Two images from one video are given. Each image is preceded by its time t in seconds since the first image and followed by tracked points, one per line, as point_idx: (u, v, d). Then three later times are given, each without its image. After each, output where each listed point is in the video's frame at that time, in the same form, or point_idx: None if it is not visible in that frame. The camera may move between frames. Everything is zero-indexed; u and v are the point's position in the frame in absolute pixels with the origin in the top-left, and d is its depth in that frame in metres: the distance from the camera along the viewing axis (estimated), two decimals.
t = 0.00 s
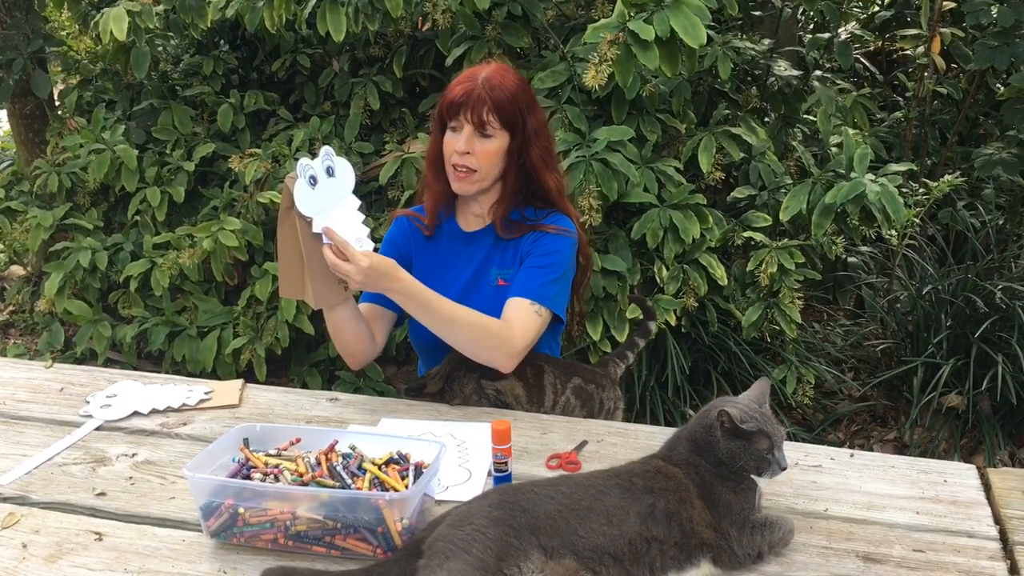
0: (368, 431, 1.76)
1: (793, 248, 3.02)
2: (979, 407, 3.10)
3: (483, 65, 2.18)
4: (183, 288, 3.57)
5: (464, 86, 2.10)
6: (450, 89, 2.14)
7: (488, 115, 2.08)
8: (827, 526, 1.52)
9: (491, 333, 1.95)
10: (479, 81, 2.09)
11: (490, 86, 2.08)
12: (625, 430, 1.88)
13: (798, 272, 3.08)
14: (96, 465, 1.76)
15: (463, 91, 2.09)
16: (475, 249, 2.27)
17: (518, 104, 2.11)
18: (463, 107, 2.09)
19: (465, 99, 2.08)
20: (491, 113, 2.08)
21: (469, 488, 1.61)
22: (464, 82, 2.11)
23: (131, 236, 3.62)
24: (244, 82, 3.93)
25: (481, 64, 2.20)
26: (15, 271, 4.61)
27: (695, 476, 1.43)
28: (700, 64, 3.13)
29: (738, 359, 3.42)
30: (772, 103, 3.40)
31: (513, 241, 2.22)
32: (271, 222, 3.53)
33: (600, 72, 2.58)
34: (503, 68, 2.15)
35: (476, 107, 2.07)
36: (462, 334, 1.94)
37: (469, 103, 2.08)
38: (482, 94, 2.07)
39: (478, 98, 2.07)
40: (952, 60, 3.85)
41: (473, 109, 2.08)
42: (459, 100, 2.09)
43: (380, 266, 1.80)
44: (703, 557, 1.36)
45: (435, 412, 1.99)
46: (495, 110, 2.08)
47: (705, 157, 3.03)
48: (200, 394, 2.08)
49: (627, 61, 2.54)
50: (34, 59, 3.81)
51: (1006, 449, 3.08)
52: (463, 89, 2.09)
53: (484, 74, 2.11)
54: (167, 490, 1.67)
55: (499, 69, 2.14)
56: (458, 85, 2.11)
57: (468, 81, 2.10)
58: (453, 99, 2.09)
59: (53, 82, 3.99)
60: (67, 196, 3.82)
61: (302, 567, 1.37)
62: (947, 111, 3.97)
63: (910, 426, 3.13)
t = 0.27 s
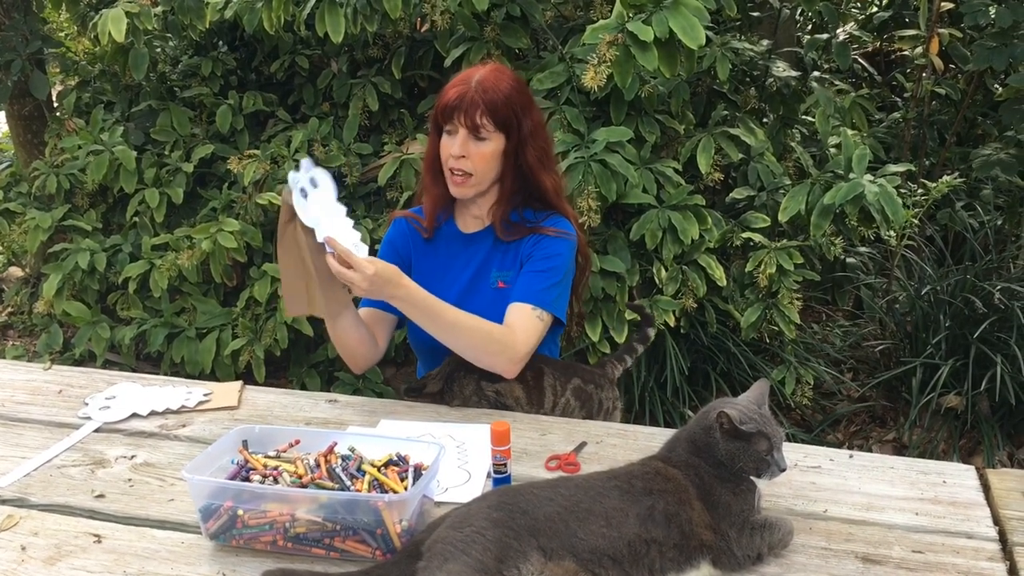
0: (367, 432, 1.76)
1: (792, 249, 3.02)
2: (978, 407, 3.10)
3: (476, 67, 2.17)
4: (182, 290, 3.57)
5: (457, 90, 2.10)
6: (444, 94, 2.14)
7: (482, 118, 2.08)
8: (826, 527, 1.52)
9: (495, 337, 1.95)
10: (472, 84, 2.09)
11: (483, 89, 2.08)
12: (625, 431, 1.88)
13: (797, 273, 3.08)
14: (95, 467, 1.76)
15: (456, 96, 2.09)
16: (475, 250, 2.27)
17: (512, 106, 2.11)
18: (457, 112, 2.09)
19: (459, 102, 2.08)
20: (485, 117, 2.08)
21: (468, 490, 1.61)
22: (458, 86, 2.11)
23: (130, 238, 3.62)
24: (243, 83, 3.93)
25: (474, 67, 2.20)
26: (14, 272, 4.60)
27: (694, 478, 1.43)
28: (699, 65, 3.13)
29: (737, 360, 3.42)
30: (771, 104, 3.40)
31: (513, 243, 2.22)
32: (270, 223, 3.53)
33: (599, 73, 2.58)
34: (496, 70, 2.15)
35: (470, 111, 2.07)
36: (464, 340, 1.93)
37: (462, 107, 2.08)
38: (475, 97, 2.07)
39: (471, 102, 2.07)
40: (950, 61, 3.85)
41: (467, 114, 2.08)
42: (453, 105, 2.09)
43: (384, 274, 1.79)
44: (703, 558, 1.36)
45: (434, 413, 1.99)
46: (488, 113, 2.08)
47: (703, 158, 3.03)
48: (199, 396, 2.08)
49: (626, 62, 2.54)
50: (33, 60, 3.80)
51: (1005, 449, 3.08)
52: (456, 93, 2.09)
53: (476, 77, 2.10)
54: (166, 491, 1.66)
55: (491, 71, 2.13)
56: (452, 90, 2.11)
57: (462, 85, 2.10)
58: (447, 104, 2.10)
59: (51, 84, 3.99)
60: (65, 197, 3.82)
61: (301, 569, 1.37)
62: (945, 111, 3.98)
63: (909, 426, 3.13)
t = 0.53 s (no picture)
0: (365, 433, 1.76)
1: (790, 249, 3.02)
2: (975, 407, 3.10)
3: (454, 74, 2.12)
4: (180, 290, 3.57)
5: (443, 105, 2.05)
6: (429, 108, 2.09)
7: (474, 130, 2.05)
8: (824, 527, 1.52)
9: (558, 361, 2.00)
10: (457, 96, 2.04)
11: (472, 101, 2.04)
12: (623, 431, 1.88)
13: (795, 273, 3.08)
14: (93, 468, 1.76)
15: (444, 110, 2.04)
16: (473, 251, 2.26)
17: (500, 110, 2.09)
18: (447, 127, 2.05)
19: (449, 117, 2.04)
20: (477, 127, 2.05)
21: (466, 491, 1.61)
22: (443, 100, 2.06)
23: (127, 238, 3.62)
24: (241, 83, 3.92)
25: (451, 73, 2.14)
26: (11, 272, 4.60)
27: (693, 478, 1.43)
28: (696, 65, 3.13)
29: (735, 360, 3.43)
30: (769, 104, 3.40)
31: (514, 246, 2.22)
32: (267, 223, 3.53)
33: (597, 73, 2.57)
34: (476, 75, 2.10)
35: (462, 125, 2.04)
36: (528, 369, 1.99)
37: (453, 122, 2.04)
38: (465, 110, 2.03)
39: (461, 116, 2.03)
40: (948, 61, 3.85)
41: (458, 128, 2.04)
42: (442, 120, 2.04)
43: (447, 330, 1.82)
44: (701, 558, 1.36)
45: (432, 413, 1.99)
46: (479, 123, 2.05)
47: (701, 159, 3.03)
48: (197, 396, 2.08)
49: (624, 62, 2.55)
50: (30, 61, 3.80)
51: (1002, 449, 3.08)
52: (443, 108, 2.04)
53: (460, 87, 2.05)
54: (163, 492, 1.66)
55: (472, 77, 2.09)
56: (438, 104, 2.06)
57: (447, 98, 2.05)
58: (436, 119, 2.05)
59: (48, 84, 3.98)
60: (63, 197, 3.81)
61: (299, 570, 1.37)
62: (942, 111, 3.98)
63: (907, 426, 3.14)
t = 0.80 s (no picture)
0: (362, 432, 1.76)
1: (787, 247, 3.03)
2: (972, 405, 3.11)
3: (437, 80, 2.10)
4: (176, 289, 3.56)
5: (433, 111, 2.03)
6: (417, 116, 2.06)
7: (467, 133, 2.04)
8: (822, 525, 1.52)
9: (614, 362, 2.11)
10: (447, 101, 2.03)
11: (463, 104, 2.03)
12: (620, 430, 1.88)
13: (792, 271, 3.09)
14: (89, 467, 1.76)
15: (435, 117, 2.02)
16: (468, 252, 2.25)
17: (489, 111, 2.09)
18: (441, 132, 2.03)
19: (442, 122, 2.02)
20: (470, 130, 2.05)
21: (464, 490, 1.61)
22: (432, 106, 2.04)
23: (124, 237, 3.61)
24: (238, 82, 3.92)
25: (433, 79, 2.12)
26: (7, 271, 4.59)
27: (691, 478, 1.43)
28: (693, 64, 3.13)
29: (732, 358, 3.43)
30: (766, 102, 3.40)
31: (512, 247, 2.22)
32: (265, 222, 3.52)
33: (594, 72, 2.56)
34: (460, 78, 2.10)
35: (455, 130, 2.02)
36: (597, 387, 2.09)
37: (447, 128, 2.02)
38: (457, 115, 2.02)
39: (453, 120, 2.02)
40: (945, 60, 3.86)
41: (452, 132, 2.03)
42: (434, 126, 2.03)
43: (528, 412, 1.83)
44: (699, 557, 1.36)
45: (429, 413, 1.99)
46: (471, 125, 2.05)
47: (698, 157, 3.04)
48: (194, 395, 2.07)
49: (622, 61, 2.54)
50: (26, 59, 3.79)
51: (999, 447, 3.08)
52: (434, 114, 2.02)
53: (447, 92, 2.04)
54: (160, 491, 1.66)
55: (457, 80, 2.08)
56: (427, 111, 2.04)
57: (436, 105, 2.03)
58: (428, 127, 2.03)
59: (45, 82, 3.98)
60: (59, 196, 3.81)
61: (296, 569, 1.37)
62: (939, 110, 3.98)
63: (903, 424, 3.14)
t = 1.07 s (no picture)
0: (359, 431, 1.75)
1: (785, 246, 3.03)
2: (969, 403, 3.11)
3: (436, 79, 2.10)
4: (174, 288, 3.56)
5: (435, 109, 2.02)
6: (419, 115, 2.05)
7: (469, 131, 2.03)
8: (819, 524, 1.52)
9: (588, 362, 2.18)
10: (448, 98, 2.03)
11: (464, 102, 2.02)
12: (618, 429, 1.88)
13: (789, 269, 3.09)
14: (86, 466, 1.75)
15: (437, 115, 2.01)
16: (466, 251, 2.25)
17: (489, 109, 2.09)
18: (443, 130, 2.02)
19: (444, 121, 2.01)
20: (472, 127, 2.04)
21: (461, 488, 1.61)
22: (434, 104, 2.03)
23: (121, 235, 3.60)
24: (235, 80, 3.91)
25: (432, 78, 2.12)
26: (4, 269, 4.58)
27: (688, 476, 1.43)
28: (691, 62, 3.13)
29: (730, 357, 3.43)
30: (763, 101, 3.40)
31: (511, 245, 2.23)
32: (262, 221, 3.52)
33: (592, 70, 2.57)
34: (460, 77, 2.10)
35: (458, 128, 2.01)
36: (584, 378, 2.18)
37: (449, 126, 2.01)
38: (459, 113, 2.01)
39: (456, 118, 2.01)
40: (943, 58, 3.86)
41: (454, 131, 2.02)
42: (437, 124, 2.02)
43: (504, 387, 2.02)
44: (696, 555, 1.36)
45: (427, 411, 1.99)
46: (473, 123, 2.04)
47: (696, 156, 3.04)
48: (191, 394, 2.07)
49: (619, 59, 2.54)
50: (24, 57, 3.78)
51: (997, 445, 3.09)
52: (437, 112, 2.02)
53: (448, 90, 2.04)
54: (157, 490, 1.66)
55: (456, 78, 2.08)
56: (429, 109, 2.03)
57: (437, 103, 2.03)
58: (430, 125, 2.02)
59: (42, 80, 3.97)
60: (56, 194, 3.80)
61: (293, 568, 1.36)
62: (937, 108, 3.98)
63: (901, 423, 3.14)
